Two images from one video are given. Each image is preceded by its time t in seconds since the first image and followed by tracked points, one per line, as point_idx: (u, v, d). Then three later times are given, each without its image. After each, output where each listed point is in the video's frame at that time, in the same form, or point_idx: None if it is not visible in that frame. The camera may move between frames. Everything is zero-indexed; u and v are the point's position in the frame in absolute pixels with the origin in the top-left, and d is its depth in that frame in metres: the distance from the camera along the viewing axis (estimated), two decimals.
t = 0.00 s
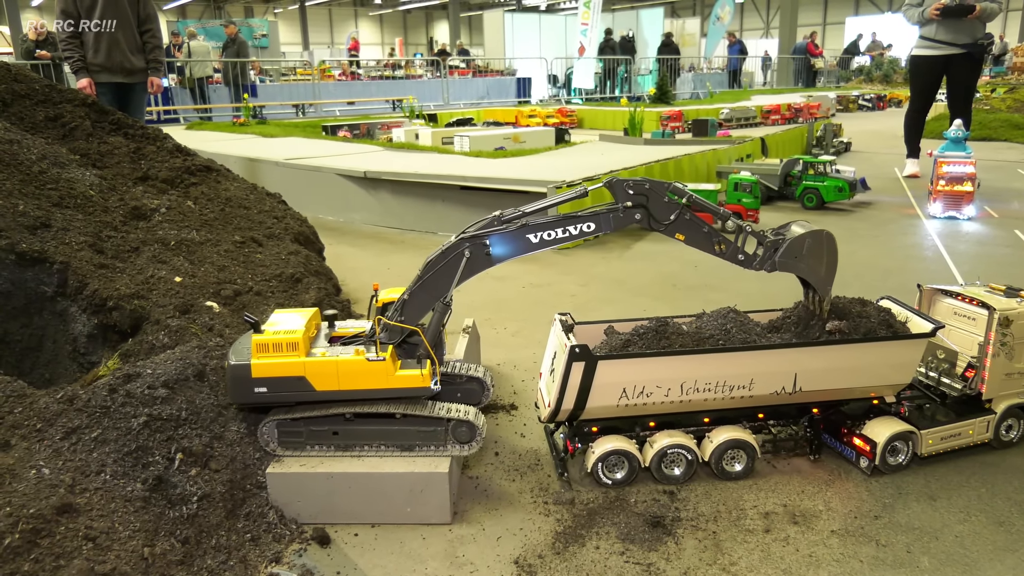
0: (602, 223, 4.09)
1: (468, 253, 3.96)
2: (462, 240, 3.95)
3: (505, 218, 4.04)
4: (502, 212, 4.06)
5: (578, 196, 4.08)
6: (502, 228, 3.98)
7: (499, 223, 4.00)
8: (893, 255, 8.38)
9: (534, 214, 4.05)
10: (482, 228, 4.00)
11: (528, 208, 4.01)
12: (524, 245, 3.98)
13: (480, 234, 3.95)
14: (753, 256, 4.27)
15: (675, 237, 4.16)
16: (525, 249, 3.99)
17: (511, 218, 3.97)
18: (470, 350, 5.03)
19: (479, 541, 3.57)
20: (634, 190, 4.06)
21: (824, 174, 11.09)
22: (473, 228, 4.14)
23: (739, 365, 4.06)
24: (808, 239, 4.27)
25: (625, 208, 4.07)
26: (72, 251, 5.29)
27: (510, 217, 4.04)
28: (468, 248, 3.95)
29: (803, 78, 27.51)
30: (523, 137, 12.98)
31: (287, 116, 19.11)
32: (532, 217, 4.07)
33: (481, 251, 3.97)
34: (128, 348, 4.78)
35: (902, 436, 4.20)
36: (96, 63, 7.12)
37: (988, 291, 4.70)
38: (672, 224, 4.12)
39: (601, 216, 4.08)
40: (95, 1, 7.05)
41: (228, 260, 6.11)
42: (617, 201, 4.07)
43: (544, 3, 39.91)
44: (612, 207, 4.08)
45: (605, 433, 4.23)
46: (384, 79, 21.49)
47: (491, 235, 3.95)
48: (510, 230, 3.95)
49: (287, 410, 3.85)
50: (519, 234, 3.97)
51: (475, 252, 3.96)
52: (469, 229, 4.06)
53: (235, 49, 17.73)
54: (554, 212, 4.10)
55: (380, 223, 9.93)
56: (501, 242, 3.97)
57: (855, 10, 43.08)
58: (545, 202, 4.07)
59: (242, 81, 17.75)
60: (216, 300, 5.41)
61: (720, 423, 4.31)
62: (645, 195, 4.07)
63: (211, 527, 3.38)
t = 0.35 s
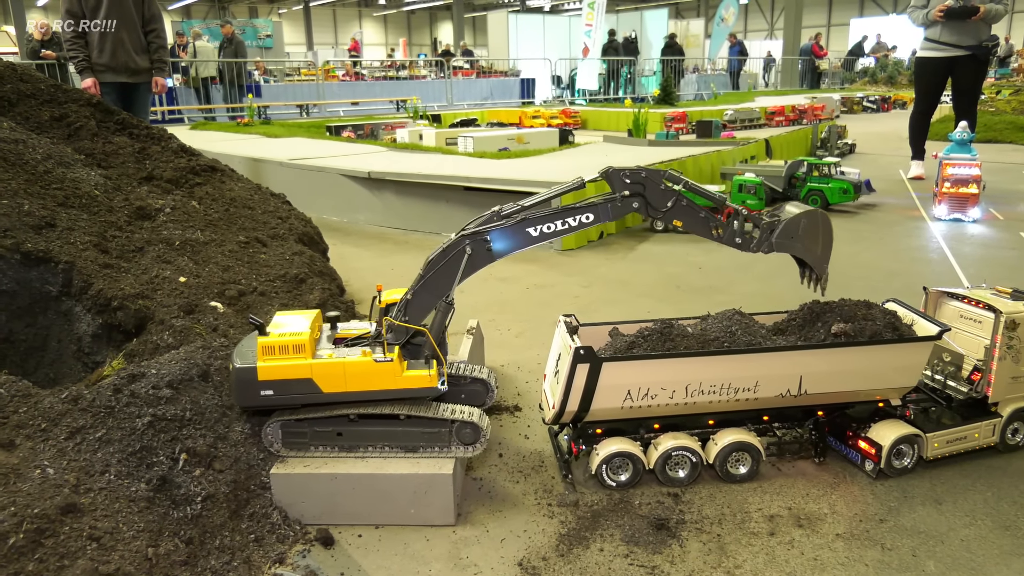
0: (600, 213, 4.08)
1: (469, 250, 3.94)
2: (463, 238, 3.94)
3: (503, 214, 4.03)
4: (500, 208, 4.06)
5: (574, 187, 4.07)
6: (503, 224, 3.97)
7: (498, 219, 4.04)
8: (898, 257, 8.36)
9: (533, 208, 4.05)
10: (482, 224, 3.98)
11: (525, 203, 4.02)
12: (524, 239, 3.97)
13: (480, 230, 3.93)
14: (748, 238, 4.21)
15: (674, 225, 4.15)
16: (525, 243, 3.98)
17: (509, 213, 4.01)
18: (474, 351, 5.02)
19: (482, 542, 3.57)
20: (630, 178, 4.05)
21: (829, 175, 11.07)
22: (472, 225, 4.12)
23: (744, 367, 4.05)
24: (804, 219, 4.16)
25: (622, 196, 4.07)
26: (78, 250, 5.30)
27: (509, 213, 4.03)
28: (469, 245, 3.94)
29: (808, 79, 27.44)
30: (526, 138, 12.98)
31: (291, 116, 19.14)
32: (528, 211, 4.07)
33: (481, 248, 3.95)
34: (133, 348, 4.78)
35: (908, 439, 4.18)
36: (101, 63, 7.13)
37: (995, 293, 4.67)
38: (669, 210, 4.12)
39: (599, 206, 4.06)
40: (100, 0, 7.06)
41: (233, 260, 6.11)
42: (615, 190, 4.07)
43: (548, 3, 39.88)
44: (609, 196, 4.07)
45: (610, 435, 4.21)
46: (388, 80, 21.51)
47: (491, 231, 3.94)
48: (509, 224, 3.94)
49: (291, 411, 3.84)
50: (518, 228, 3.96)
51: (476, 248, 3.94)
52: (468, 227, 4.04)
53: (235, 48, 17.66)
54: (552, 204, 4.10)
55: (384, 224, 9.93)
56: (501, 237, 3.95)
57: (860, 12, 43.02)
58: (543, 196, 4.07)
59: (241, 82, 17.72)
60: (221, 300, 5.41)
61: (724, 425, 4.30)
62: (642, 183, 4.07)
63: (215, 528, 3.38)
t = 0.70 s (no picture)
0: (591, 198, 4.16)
1: (469, 245, 3.97)
2: (463, 233, 3.96)
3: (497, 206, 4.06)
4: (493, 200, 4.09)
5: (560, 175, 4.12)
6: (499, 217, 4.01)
7: (493, 211, 4.04)
8: (903, 259, 8.32)
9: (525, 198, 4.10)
10: (478, 218, 4.01)
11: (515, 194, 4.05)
12: (521, 229, 4.03)
13: (478, 225, 3.97)
14: (714, 212, 4.34)
15: (651, 204, 4.28)
16: (522, 233, 4.05)
17: (504, 205, 4.03)
18: (478, 353, 5.02)
19: (486, 544, 3.56)
20: (614, 164, 4.15)
21: (832, 176, 11.04)
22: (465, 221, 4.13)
23: (748, 370, 4.04)
24: (765, 189, 4.24)
25: (610, 180, 4.16)
26: (82, 252, 5.30)
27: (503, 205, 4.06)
28: (469, 240, 3.97)
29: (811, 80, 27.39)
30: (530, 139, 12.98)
31: (294, 118, 19.16)
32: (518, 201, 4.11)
33: (481, 241, 3.99)
34: (137, 350, 4.77)
35: (913, 442, 4.17)
36: (105, 65, 7.14)
37: (1000, 296, 4.66)
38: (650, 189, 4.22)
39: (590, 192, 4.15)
40: (104, 2, 7.06)
41: (237, 261, 6.11)
42: (599, 176, 4.15)
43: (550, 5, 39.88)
44: (596, 181, 4.16)
45: (614, 437, 4.20)
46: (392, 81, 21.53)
47: (490, 225, 3.98)
48: (505, 216, 3.99)
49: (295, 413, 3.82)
50: (514, 219, 4.01)
51: (476, 243, 3.98)
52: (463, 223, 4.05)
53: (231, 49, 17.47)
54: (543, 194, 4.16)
55: (387, 225, 9.93)
56: (499, 229, 4.00)
57: (864, 12, 42.91)
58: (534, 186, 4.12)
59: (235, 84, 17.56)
60: (225, 301, 5.42)
61: (728, 428, 4.29)
62: (626, 167, 4.16)
63: (219, 529, 3.38)
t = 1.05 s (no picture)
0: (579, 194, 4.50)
1: (475, 243, 4.09)
2: (469, 232, 4.06)
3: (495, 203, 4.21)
4: (490, 198, 4.23)
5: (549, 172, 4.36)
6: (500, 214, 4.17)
7: (493, 209, 4.18)
8: (912, 261, 8.26)
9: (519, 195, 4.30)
10: (480, 215, 4.13)
11: (511, 191, 4.25)
12: (519, 225, 4.23)
13: (483, 223, 4.09)
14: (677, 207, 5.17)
15: (629, 198, 4.90)
16: (519, 229, 4.24)
17: (502, 202, 4.20)
18: (486, 355, 5.01)
19: (493, 547, 3.55)
20: (598, 160, 4.64)
21: (841, 178, 10.99)
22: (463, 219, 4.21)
23: (757, 372, 4.01)
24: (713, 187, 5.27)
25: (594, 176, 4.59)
26: (90, 253, 5.31)
27: (501, 202, 4.22)
28: (474, 238, 4.08)
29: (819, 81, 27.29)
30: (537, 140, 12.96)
31: (302, 119, 19.19)
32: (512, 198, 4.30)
33: (484, 238, 4.12)
34: (145, 351, 4.76)
35: (923, 446, 4.13)
36: (113, 66, 7.15)
37: (1012, 298, 4.59)
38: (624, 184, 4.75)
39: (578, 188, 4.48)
40: (111, 3, 7.07)
41: (245, 262, 6.12)
42: (586, 172, 4.59)
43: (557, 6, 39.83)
44: (584, 176, 4.56)
45: (622, 440, 4.19)
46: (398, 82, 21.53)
47: (493, 222, 4.12)
48: (507, 213, 4.16)
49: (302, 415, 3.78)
50: (513, 215, 4.20)
51: (481, 240, 4.11)
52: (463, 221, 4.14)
53: (230, 49, 17.37)
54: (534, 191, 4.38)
55: (395, 226, 9.93)
56: (500, 225, 4.16)
57: (873, 13, 42.72)
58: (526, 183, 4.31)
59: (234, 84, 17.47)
60: (233, 302, 5.43)
61: (737, 431, 4.26)
62: (609, 163, 4.66)
63: (226, 530, 3.37)
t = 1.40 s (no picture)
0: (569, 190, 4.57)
1: (484, 239, 4.20)
2: (477, 228, 4.17)
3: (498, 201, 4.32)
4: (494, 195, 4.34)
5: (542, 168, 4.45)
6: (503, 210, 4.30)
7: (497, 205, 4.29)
8: (934, 263, 8.13)
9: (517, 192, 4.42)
10: (484, 213, 4.24)
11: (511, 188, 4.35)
12: (520, 220, 4.35)
13: (489, 219, 4.21)
14: (643, 200, 4.99)
15: (605, 193, 4.78)
16: (521, 224, 4.36)
17: (503, 199, 4.32)
18: (501, 355, 4.99)
19: (508, 548, 3.53)
20: (584, 156, 4.63)
21: (861, 178, 10.84)
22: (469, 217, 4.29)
23: (775, 375, 3.96)
24: (681, 182, 5.05)
25: (581, 172, 4.59)
26: (110, 251, 5.36)
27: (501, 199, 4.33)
28: (482, 234, 4.20)
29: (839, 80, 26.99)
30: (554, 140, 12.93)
31: (319, 118, 19.29)
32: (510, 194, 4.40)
33: (491, 234, 4.25)
34: (163, 348, 4.78)
35: (945, 451, 4.05)
36: (132, 66, 7.20)
37: None
38: (605, 180, 4.73)
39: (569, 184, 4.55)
40: (131, 3, 7.12)
41: (262, 260, 6.16)
42: (573, 168, 4.59)
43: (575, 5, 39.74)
44: (571, 173, 4.57)
45: (637, 442, 4.15)
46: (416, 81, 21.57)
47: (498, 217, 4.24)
48: (510, 209, 4.28)
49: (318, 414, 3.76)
50: (515, 211, 4.31)
51: (489, 236, 4.23)
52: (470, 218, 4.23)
53: (245, 49, 17.38)
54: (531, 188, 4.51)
55: (411, 225, 9.95)
56: (504, 221, 4.27)
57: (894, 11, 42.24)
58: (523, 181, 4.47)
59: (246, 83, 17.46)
60: (249, 300, 5.46)
61: (755, 433, 4.21)
62: (594, 160, 4.66)
63: (242, 528, 3.38)
